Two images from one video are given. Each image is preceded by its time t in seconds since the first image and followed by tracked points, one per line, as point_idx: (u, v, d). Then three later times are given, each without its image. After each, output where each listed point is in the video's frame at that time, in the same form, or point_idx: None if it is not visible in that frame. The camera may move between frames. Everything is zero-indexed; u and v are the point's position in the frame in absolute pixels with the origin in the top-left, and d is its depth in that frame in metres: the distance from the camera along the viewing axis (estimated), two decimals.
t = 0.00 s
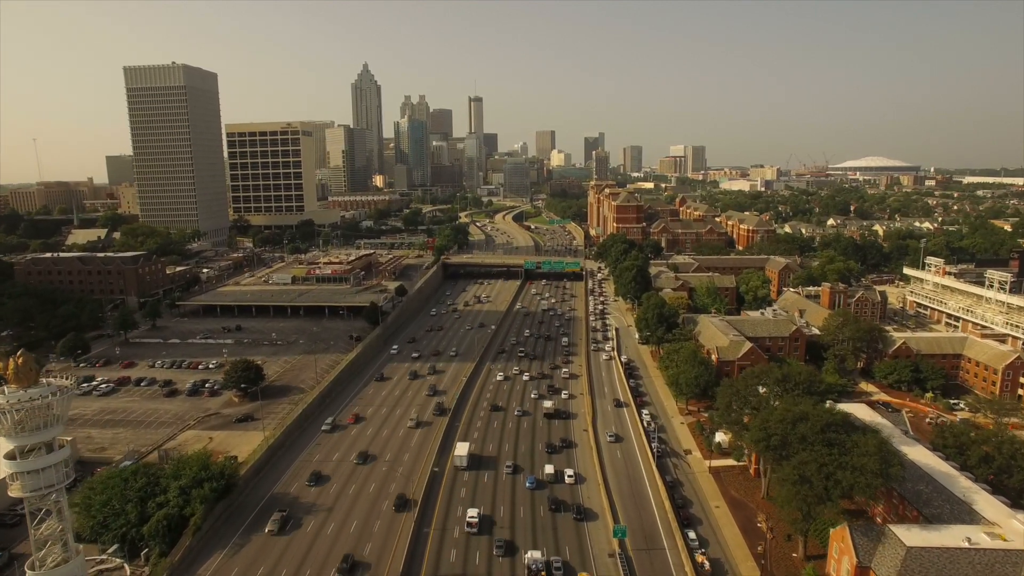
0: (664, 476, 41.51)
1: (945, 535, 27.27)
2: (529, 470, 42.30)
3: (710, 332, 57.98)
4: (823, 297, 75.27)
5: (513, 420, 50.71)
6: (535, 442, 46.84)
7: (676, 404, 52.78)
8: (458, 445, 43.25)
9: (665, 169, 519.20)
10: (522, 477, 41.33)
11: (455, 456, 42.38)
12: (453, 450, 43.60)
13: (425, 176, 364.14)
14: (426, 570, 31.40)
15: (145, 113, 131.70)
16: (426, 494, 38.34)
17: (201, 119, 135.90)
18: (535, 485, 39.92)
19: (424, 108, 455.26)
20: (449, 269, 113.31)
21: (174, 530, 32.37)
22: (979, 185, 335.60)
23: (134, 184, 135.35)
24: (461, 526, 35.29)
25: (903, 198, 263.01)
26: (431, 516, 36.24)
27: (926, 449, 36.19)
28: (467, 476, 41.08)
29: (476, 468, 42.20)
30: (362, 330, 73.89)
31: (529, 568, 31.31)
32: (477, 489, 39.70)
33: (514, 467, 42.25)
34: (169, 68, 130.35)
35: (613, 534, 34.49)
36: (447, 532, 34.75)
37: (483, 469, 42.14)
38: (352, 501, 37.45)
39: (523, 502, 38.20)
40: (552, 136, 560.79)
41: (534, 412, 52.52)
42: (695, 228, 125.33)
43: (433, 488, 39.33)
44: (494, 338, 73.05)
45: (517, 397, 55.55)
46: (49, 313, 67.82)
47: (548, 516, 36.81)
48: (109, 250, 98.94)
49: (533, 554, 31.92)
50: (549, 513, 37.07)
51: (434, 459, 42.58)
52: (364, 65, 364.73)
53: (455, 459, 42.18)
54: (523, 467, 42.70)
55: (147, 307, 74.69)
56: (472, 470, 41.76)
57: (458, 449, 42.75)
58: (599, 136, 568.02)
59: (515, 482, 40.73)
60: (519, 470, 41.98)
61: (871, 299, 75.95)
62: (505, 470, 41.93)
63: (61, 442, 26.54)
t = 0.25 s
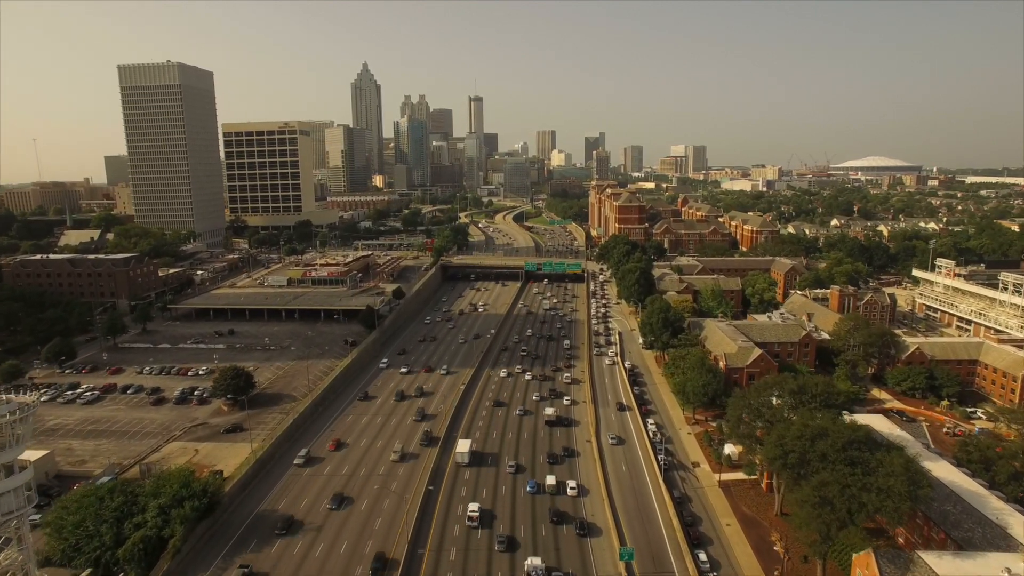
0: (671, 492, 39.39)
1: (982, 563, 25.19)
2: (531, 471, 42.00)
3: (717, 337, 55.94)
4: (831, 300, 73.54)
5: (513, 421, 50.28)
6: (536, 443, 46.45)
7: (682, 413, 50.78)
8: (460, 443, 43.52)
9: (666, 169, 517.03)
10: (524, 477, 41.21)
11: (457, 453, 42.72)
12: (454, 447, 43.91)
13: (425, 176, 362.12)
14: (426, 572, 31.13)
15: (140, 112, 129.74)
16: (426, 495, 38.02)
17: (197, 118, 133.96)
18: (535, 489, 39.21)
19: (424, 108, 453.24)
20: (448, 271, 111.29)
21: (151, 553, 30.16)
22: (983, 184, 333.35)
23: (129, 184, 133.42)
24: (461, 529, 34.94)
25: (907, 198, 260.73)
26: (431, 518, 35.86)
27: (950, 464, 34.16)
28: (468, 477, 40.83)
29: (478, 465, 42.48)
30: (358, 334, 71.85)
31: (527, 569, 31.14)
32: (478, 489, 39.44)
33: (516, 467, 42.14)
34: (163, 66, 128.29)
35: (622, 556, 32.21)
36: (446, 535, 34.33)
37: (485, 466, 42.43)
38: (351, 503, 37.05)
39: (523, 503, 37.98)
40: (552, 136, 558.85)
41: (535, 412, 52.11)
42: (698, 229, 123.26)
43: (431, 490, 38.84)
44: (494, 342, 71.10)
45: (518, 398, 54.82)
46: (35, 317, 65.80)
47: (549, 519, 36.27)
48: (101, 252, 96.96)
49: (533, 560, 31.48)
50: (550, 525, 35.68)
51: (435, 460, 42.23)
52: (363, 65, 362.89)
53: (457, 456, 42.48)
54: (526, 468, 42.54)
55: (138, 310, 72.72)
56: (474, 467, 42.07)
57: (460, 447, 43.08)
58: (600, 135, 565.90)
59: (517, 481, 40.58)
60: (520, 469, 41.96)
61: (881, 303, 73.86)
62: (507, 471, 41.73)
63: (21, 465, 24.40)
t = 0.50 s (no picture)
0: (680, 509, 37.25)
1: None
2: (533, 472, 41.81)
3: (725, 343, 53.93)
4: (841, 303, 72.08)
5: (515, 422, 49.97)
6: (538, 444, 46.08)
7: (690, 423, 48.77)
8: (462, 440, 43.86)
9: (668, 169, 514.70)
10: (528, 477, 41.18)
11: (459, 450, 43.05)
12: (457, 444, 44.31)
13: (425, 176, 360.08)
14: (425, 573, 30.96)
15: (135, 110, 127.82)
16: (426, 496, 37.83)
17: (193, 117, 132.06)
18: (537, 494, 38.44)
19: (424, 107, 451.25)
20: (447, 273, 109.33)
21: None
22: (987, 184, 330.93)
23: (124, 183, 131.49)
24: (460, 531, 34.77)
25: (911, 198, 258.47)
26: (431, 519, 35.69)
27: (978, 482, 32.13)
28: (469, 479, 40.59)
29: (481, 461, 42.84)
30: (354, 339, 69.86)
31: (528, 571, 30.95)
32: (479, 488, 39.45)
33: (520, 466, 42.02)
34: (159, 64, 126.37)
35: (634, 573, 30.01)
36: (446, 536, 34.15)
37: (487, 463, 42.79)
38: (350, 506, 36.83)
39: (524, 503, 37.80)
40: (553, 136, 556.75)
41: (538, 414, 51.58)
42: (701, 230, 121.23)
43: (432, 492, 38.58)
44: (495, 347, 69.20)
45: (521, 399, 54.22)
46: (21, 322, 63.86)
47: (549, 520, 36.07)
48: (93, 253, 95.04)
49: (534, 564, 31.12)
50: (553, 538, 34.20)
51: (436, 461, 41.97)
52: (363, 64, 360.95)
53: (459, 453, 42.79)
54: (529, 468, 42.37)
55: (128, 314, 70.77)
56: (476, 463, 42.45)
57: (462, 444, 43.39)
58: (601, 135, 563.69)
59: (520, 482, 40.42)
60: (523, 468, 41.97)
61: (892, 306, 71.81)
62: (510, 470, 41.67)
63: None
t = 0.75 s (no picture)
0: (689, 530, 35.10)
1: None
2: (535, 471, 41.76)
3: (732, 350, 51.90)
4: (850, 306, 70.25)
5: (518, 423, 49.66)
6: (540, 449, 45.13)
7: (697, 434, 46.73)
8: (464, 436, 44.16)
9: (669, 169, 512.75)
10: (532, 475, 41.18)
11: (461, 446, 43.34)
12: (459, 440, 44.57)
13: (425, 176, 357.91)
14: (426, 571, 31.08)
15: (130, 110, 125.91)
16: (428, 495, 37.86)
17: (188, 117, 130.22)
18: (538, 497, 37.88)
19: (424, 107, 449.15)
20: (447, 274, 107.30)
21: None
22: (990, 184, 328.67)
23: (118, 184, 129.46)
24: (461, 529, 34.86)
25: (914, 198, 256.29)
26: (432, 518, 35.74)
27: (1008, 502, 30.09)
28: (471, 478, 40.61)
29: (483, 458, 43.18)
30: (349, 343, 67.85)
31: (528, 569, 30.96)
32: (481, 483, 39.95)
33: (522, 466, 41.90)
34: (154, 62, 124.27)
35: None
36: (447, 535, 34.22)
37: (489, 459, 43.16)
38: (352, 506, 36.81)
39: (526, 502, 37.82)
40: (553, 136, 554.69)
41: (541, 415, 51.09)
42: (705, 231, 119.23)
43: (435, 491, 38.64)
44: (495, 351, 67.09)
45: (524, 400, 53.78)
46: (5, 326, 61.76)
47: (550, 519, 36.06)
48: (84, 255, 92.98)
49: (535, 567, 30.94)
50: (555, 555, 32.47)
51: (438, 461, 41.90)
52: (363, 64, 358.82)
53: (461, 449, 43.06)
54: (532, 467, 42.37)
55: (117, 318, 68.77)
56: (478, 459, 42.78)
57: (464, 440, 43.66)
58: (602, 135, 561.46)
59: (523, 481, 40.39)
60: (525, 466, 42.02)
61: (903, 309, 69.70)
62: (512, 468, 41.61)
63: None
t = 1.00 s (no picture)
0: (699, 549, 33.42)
1: None
2: (538, 471, 41.75)
3: (741, 358, 49.94)
4: (861, 310, 68.17)
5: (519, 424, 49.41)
6: (542, 458, 43.73)
7: (705, 446, 44.75)
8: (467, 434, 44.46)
9: (670, 169, 510.87)
10: (534, 476, 41.12)
11: (463, 444, 43.62)
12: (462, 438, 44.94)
13: (426, 176, 356.00)
14: (426, 571, 30.96)
15: (124, 109, 124.02)
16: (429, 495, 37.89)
17: (184, 116, 128.36)
18: (539, 502, 37.46)
19: (425, 106, 447.18)
20: (446, 276, 105.33)
21: None
22: (994, 184, 326.34)
23: (113, 184, 127.65)
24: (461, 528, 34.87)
25: (918, 198, 254.01)
26: (433, 517, 35.80)
27: None
28: (472, 477, 40.60)
29: (486, 455, 43.59)
30: (344, 349, 65.82)
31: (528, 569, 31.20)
32: (484, 480, 40.42)
33: (524, 466, 41.88)
34: (149, 60, 122.36)
35: None
36: (448, 533, 34.38)
37: (492, 457, 43.50)
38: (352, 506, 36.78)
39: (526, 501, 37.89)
40: (554, 136, 552.55)
41: (543, 417, 50.66)
42: (709, 232, 117.17)
43: (435, 492, 38.61)
44: (495, 356, 65.05)
45: (527, 401, 53.56)
46: None
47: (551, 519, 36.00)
48: (76, 257, 91.08)
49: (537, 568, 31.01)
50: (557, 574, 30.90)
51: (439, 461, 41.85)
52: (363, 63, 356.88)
53: (463, 447, 43.39)
54: (533, 467, 42.36)
55: (105, 322, 66.79)
56: (480, 457, 43.11)
57: (467, 438, 43.97)
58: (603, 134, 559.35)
59: (525, 481, 40.36)
60: (528, 466, 42.09)
61: (915, 314, 67.59)
62: (515, 469, 41.54)
63: None
